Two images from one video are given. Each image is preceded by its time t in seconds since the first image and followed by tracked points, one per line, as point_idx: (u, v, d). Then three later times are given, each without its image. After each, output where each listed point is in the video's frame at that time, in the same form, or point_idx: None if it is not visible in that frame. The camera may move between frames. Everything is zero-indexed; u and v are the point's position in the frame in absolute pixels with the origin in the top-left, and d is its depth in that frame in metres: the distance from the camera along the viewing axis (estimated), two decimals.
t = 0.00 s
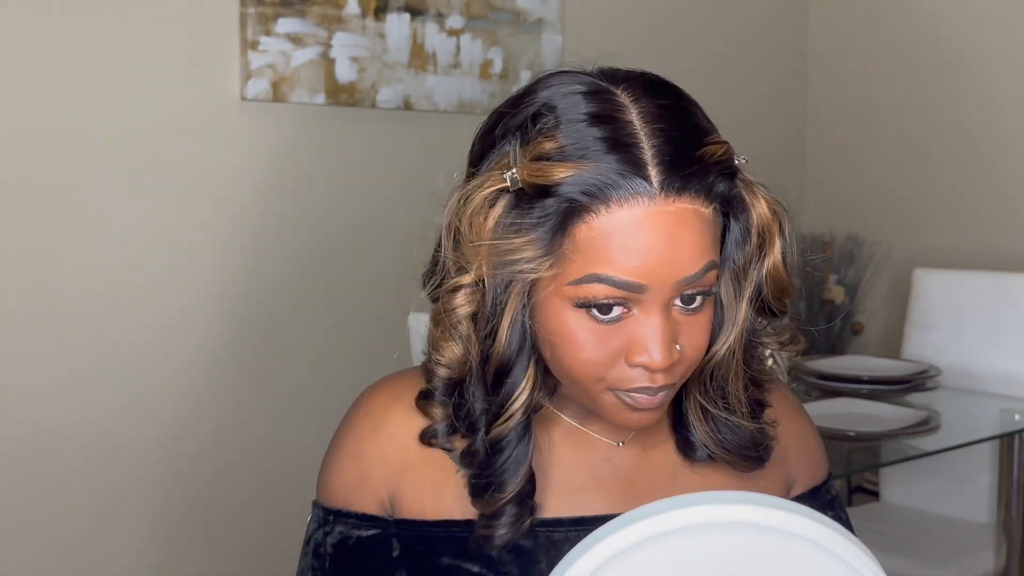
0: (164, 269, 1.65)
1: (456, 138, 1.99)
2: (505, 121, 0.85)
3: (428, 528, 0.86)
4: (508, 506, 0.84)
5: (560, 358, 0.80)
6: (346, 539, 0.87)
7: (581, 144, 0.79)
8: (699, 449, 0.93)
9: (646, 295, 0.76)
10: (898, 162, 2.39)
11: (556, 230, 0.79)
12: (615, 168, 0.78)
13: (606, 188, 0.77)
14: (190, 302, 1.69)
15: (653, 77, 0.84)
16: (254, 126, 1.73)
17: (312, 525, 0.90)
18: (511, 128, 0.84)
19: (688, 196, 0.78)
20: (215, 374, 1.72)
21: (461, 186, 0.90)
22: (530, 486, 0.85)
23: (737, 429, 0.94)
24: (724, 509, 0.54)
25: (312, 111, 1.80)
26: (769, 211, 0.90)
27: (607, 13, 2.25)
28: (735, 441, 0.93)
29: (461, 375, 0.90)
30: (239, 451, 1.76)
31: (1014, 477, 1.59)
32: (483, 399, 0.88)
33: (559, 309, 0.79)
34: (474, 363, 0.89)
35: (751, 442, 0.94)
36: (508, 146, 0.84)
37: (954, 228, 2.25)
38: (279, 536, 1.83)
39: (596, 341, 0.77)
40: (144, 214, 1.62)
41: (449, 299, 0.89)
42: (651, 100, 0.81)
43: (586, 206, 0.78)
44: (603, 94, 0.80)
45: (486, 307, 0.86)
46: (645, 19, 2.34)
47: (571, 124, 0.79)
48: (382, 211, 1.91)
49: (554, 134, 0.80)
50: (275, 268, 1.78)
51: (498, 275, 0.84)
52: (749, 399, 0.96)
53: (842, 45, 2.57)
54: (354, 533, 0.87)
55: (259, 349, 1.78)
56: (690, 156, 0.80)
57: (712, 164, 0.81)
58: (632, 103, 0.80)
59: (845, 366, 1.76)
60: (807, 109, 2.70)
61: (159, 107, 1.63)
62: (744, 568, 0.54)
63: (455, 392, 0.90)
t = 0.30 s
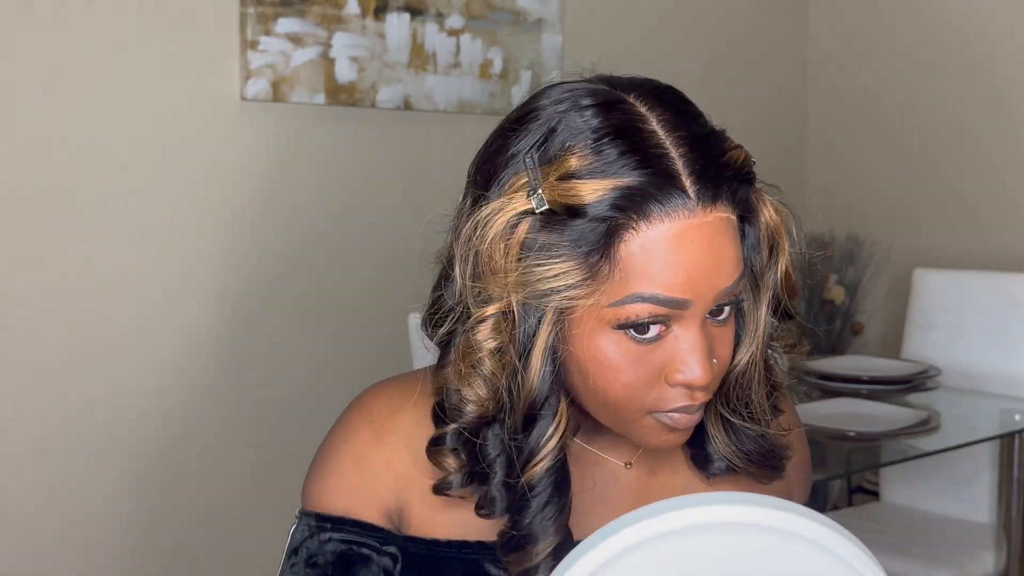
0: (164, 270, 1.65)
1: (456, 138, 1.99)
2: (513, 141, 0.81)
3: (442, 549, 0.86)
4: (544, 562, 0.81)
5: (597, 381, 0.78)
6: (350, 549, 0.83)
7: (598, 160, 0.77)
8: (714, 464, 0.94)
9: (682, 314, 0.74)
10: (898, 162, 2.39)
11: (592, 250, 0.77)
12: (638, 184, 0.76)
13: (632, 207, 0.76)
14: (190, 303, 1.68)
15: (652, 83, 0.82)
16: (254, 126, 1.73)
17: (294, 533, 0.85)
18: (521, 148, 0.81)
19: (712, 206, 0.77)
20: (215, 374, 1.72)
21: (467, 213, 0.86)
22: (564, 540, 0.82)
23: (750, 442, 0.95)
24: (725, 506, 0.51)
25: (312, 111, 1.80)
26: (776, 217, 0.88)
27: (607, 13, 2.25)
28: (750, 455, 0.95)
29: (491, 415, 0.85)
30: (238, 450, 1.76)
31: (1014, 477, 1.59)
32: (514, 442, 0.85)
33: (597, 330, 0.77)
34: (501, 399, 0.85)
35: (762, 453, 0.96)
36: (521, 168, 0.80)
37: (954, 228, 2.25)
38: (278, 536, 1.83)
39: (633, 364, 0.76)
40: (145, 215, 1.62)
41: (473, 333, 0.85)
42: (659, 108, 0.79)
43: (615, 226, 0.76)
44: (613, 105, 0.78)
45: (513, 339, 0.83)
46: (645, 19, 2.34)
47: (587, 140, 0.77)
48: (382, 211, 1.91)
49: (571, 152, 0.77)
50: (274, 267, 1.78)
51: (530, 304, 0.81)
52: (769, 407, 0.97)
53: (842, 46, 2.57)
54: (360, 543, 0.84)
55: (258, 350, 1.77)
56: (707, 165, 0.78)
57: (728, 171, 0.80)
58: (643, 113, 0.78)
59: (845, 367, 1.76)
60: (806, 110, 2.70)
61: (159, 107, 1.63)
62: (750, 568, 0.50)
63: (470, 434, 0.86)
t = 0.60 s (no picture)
0: (163, 271, 1.65)
1: (456, 137, 1.99)
2: (514, 139, 0.91)
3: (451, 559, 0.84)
4: None
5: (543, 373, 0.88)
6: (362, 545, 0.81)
7: (567, 171, 0.87)
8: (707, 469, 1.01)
9: (608, 319, 0.81)
10: (899, 161, 2.39)
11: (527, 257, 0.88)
12: (591, 196, 0.85)
13: (586, 214, 0.84)
14: (190, 303, 1.68)
15: (650, 84, 0.89)
16: (253, 126, 1.73)
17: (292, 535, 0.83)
18: (515, 147, 0.90)
19: (664, 224, 0.85)
20: (214, 373, 1.72)
21: (477, 201, 0.96)
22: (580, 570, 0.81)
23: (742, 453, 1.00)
24: (724, 505, 0.47)
25: (312, 111, 1.80)
26: (770, 229, 0.94)
27: (607, 13, 2.25)
28: (742, 465, 1.00)
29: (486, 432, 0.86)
30: (237, 449, 1.76)
31: (1014, 477, 1.59)
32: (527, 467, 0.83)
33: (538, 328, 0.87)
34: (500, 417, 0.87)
35: (765, 469, 0.99)
36: (510, 165, 0.90)
37: (954, 228, 2.25)
38: (276, 535, 1.82)
39: (572, 357, 0.84)
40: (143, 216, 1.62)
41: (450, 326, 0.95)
42: (635, 119, 0.86)
43: (565, 230, 0.84)
44: (593, 117, 0.86)
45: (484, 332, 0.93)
46: (645, 20, 2.33)
47: (565, 152, 0.87)
48: (382, 210, 1.91)
49: (550, 158, 0.87)
50: (273, 267, 1.78)
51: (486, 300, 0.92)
52: (754, 419, 1.01)
53: (842, 46, 2.57)
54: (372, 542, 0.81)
55: (257, 350, 1.77)
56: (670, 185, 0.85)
57: (690, 191, 0.86)
58: (622, 127, 0.86)
59: (844, 367, 1.76)
60: (806, 110, 2.70)
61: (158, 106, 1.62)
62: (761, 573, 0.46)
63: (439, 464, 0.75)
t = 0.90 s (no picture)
0: (164, 271, 1.65)
1: (456, 137, 1.99)
2: (518, 140, 0.91)
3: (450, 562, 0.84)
4: None
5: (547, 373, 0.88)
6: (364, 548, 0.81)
7: (571, 172, 0.86)
8: (716, 467, 1.01)
9: (613, 320, 0.81)
10: (899, 162, 2.39)
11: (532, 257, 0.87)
12: (596, 198, 0.85)
13: (590, 215, 0.84)
14: (190, 303, 1.68)
15: (652, 85, 0.90)
16: (253, 126, 1.73)
17: (294, 539, 0.83)
18: (518, 148, 0.90)
19: (668, 225, 0.85)
20: (214, 373, 1.72)
21: (479, 203, 0.96)
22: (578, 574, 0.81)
23: (748, 452, 1.00)
24: (723, 505, 0.47)
25: (312, 111, 1.80)
26: (774, 229, 0.94)
27: (607, 13, 2.25)
28: (751, 462, 1.00)
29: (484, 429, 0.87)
30: (237, 449, 1.76)
31: (1014, 477, 1.59)
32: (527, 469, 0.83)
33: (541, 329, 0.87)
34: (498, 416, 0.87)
35: (774, 466, 0.99)
36: (513, 166, 0.90)
37: (954, 228, 2.25)
38: (276, 535, 1.82)
39: (576, 358, 0.85)
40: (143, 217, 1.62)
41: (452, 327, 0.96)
42: (638, 120, 0.86)
43: (570, 231, 0.84)
44: (597, 117, 0.86)
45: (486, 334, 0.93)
46: (645, 20, 2.33)
47: (569, 152, 0.87)
48: (382, 210, 1.91)
49: (554, 159, 0.87)
50: (274, 267, 1.78)
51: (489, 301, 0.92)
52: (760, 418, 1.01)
53: (842, 46, 2.57)
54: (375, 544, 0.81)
55: (257, 350, 1.77)
56: (673, 186, 0.86)
57: (694, 193, 0.86)
58: (626, 128, 0.86)
59: (844, 367, 1.76)
60: (806, 110, 2.70)
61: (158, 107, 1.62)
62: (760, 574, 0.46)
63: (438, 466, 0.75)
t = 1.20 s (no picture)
0: (164, 272, 1.65)
1: (456, 138, 1.99)
2: (524, 139, 0.91)
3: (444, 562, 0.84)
4: None
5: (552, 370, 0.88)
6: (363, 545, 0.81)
7: (578, 171, 0.86)
8: (713, 468, 1.01)
9: (619, 319, 0.81)
10: (899, 162, 2.39)
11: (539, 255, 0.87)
12: (603, 196, 0.85)
13: (598, 214, 0.84)
14: (190, 303, 1.68)
15: (658, 85, 0.90)
16: (254, 126, 1.73)
17: (295, 535, 0.83)
18: (525, 147, 0.90)
19: (675, 225, 0.85)
20: (214, 373, 1.72)
21: (485, 201, 0.96)
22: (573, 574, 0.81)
23: (750, 451, 1.00)
24: (724, 505, 0.47)
25: (312, 112, 1.80)
26: (777, 229, 0.94)
27: (607, 13, 2.25)
28: (749, 462, 1.00)
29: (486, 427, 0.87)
30: (237, 450, 1.76)
31: (1014, 477, 1.59)
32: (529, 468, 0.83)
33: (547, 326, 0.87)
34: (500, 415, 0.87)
35: (772, 466, 0.99)
36: (520, 165, 0.90)
37: (954, 227, 2.25)
38: (277, 535, 1.82)
39: (581, 356, 0.85)
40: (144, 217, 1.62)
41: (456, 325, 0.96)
42: (644, 119, 0.86)
43: (578, 230, 0.84)
44: (604, 117, 0.86)
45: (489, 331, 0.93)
46: (646, 20, 2.34)
47: (576, 151, 0.87)
48: (383, 210, 1.91)
49: (561, 158, 0.87)
50: (274, 268, 1.78)
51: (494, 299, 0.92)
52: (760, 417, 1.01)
53: (842, 45, 2.57)
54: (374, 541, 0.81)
55: (257, 351, 1.78)
56: (680, 185, 0.86)
57: (701, 192, 0.86)
58: (633, 127, 0.86)
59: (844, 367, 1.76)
60: (806, 110, 2.70)
61: (158, 107, 1.62)
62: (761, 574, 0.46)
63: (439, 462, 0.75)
